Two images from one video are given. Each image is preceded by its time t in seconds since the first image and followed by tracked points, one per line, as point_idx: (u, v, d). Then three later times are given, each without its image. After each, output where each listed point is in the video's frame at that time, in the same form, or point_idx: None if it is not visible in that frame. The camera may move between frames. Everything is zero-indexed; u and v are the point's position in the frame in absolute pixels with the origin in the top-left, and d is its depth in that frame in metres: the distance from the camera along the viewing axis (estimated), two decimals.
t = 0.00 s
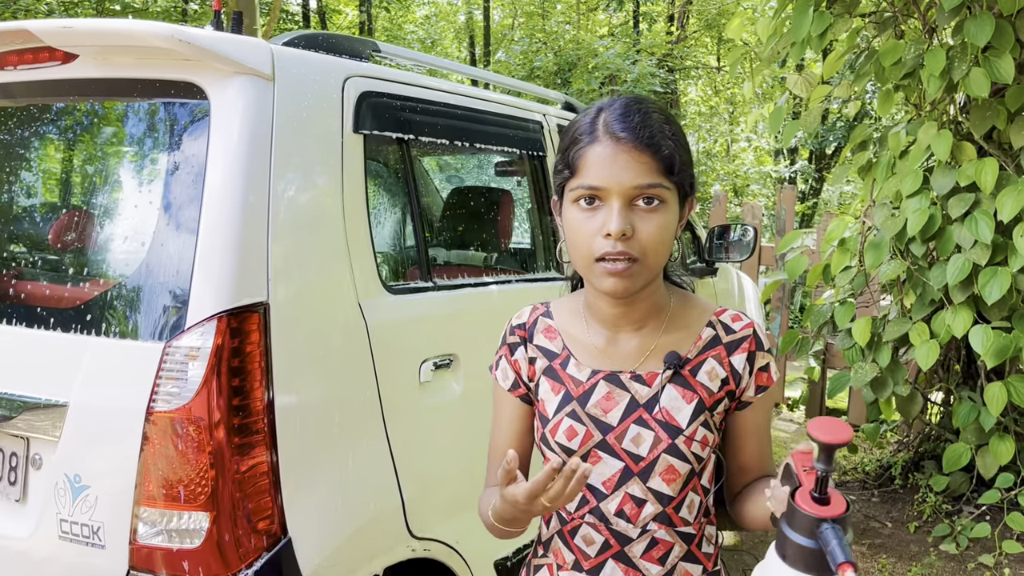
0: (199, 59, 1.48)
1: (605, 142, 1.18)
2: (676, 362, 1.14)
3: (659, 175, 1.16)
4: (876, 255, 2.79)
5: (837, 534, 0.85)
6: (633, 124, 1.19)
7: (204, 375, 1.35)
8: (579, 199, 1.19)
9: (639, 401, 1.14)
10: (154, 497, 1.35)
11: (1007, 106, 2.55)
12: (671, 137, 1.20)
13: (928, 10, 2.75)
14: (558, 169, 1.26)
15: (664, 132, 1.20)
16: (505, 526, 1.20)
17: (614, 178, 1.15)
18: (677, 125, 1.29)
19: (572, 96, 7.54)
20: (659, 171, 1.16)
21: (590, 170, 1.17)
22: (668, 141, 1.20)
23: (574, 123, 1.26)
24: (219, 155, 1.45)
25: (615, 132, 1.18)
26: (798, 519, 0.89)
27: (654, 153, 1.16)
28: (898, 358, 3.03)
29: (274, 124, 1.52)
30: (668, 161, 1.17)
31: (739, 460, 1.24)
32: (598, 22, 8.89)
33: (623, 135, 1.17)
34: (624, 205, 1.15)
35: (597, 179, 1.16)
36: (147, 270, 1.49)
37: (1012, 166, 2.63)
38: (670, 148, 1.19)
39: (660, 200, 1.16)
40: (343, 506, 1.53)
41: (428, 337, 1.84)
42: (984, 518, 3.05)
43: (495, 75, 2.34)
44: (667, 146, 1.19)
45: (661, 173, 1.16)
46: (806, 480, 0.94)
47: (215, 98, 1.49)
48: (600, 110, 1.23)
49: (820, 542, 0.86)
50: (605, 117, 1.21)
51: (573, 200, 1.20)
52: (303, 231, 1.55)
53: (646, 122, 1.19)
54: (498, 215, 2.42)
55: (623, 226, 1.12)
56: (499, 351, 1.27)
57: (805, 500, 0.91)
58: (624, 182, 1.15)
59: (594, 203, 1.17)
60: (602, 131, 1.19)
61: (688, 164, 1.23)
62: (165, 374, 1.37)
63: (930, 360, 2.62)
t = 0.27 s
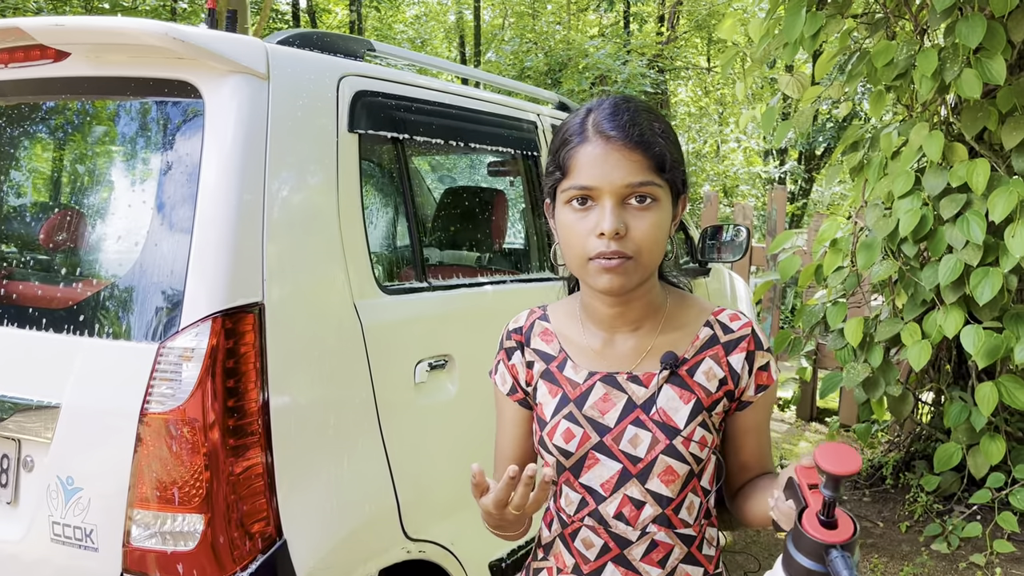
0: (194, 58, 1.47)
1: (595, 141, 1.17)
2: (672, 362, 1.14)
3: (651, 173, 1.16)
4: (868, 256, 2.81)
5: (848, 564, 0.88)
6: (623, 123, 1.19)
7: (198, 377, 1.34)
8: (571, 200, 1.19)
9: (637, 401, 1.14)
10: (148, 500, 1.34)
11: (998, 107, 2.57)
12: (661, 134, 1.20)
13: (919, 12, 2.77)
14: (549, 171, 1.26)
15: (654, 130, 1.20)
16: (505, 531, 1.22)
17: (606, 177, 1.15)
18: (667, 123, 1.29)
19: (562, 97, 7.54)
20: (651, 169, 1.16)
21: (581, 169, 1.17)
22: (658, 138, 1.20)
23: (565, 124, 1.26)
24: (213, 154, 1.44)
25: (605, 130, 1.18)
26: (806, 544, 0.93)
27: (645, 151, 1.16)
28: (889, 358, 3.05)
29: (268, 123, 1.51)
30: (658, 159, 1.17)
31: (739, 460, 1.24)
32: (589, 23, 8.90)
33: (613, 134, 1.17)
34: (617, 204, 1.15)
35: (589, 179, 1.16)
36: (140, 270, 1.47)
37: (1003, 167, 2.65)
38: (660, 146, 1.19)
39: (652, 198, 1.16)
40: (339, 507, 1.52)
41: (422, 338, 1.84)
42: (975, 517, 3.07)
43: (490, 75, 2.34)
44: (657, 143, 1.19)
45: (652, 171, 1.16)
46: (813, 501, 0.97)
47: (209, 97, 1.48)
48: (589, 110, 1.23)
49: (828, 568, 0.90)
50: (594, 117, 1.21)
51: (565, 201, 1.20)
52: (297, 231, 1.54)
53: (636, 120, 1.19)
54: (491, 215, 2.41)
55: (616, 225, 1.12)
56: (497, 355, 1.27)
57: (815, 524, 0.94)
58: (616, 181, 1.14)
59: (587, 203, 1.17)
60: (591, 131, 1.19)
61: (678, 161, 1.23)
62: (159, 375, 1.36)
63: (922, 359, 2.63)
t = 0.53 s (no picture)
0: (190, 56, 1.46)
1: (602, 140, 1.18)
2: (676, 366, 1.14)
3: (657, 172, 1.16)
4: (863, 257, 2.82)
5: (818, 559, 0.89)
6: (629, 122, 1.19)
7: (194, 378, 1.33)
8: (576, 200, 1.19)
9: (639, 405, 1.14)
10: (143, 501, 1.33)
11: (991, 108, 2.59)
12: (667, 135, 1.21)
13: (913, 13, 2.78)
14: (553, 171, 1.26)
15: (660, 130, 1.20)
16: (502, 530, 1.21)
17: (613, 177, 1.15)
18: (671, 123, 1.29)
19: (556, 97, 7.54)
20: (656, 168, 1.16)
21: (587, 169, 1.17)
22: (664, 138, 1.20)
23: (569, 124, 1.27)
24: (209, 154, 1.43)
25: (611, 130, 1.18)
26: (786, 538, 0.94)
27: (651, 150, 1.17)
28: (882, 358, 3.06)
29: (265, 123, 1.51)
30: (664, 159, 1.18)
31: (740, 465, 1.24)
32: (582, 24, 8.91)
33: (620, 133, 1.17)
34: (623, 204, 1.15)
35: (595, 178, 1.16)
36: (136, 270, 1.46)
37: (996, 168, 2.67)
38: (666, 145, 1.20)
39: (659, 199, 1.16)
40: (335, 509, 1.52)
41: (419, 339, 1.83)
42: (968, 517, 3.09)
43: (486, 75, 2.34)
44: (663, 142, 1.19)
45: (659, 171, 1.16)
46: (799, 496, 0.97)
47: (206, 96, 1.48)
48: (594, 110, 1.24)
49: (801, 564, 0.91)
50: (600, 116, 1.22)
51: (571, 201, 1.20)
52: (293, 232, 1.54)
53: (642, 120, 1.20)
54: (487, 215, 2.41)
55: (624, 225, 1.12)
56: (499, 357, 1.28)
57: (798, 520, 0.94)
58: (623, 182, 1.15)
59: (593, 203, 1.17)
60: (598, 130, 1.19)
61: (683, 162, 1.24)
62: (154, 375, 1.35)
63: (915, 360, 2.64)
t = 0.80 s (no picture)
0: (182, 56, 1.45)
1: (598, 146, 1.18)
2: (675, 367, 1.14)
3: (655, 177, 1.17)
4: (856, 258, 2.82)
5: (808, 543, 0.90)
6: (625, 128, 1.19)
7: (186, 380, 1.33)
8: (574, 206, 1.19)
9: (639, 406, 1.14)
10: (134, 503, 1.32)
11: (983, 111, 2.60)
12: (663, 139, 1.21)
13: (906, 16, 2.79)
14: (550, 177, 1.26)
15: (656, 134, 1.21)
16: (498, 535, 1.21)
17: (610, 182, 1.15)
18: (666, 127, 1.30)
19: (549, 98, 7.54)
20: (654, 173, 1.17)
21: (585, 175, 1.17)
22: (660, 142, 1.20)
23: (565, 129, 1.27)
24: (202, 155, 1.43)
25: (608, 136, 1.18)
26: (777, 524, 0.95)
27: (648, 155, 1.17)
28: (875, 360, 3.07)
29: (258, 124, 1.50)
30: (661, 163, 1.18)
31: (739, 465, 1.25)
32: (575, 25, 8.92)
33: (616, 139, 1.17)
34: (622, 209, 1.15)
35: (593, 184, 1.16)
36: (127, 271, 1.46)
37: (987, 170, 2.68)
38: (662, 149, 1.20)
39: (656, 203, 1.16)
40: (328, 511, 1.51)
41: (412, 341, 1.83)
42: (959, 518, 3.10)
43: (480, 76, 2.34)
44: (659, 147, 1.20)
45: (656, 176, 1.16)
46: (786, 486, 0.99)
47: (198, 97, 1.47)
48: (589, 115, 1.24)
49: (795, 550, 0.92)
50: (595, 122, 1.22)
51: (569, 207, 1.20)
52: (286, 234, 1.53)
53: (638, 126, 1.20)
54: (480, 216, 2.41)
55: (623, 230, 1.12)
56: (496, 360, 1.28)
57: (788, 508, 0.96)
58: (621, 187, 1.15)
59: (591, 209, 1.18)
60: (594, 136, 1.19)
61: (679, 165, 1.25)
62: (146, 377, 1.34)
63: (908, 361, 2.65)
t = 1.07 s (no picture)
0: (173, 56, 1.45)
1: (595, 144, 1.18)
2: (672, 362, 1.15)
3: (650, 175, 1.17)
4: (847, 260, 2.83)
5: (821, 527, 0.85)
6: (622, 126, 1.19)
7: (177, 380, 1.32)
8: (570, 204, 1.19)
9: (637, 401, 1.15)
10: (123, 504, 1.32)
11: (974, 113, 2.62)
12: (659, 138, 1.22)
13: (897, 18, 2.80)
14: (547, 175, 1.26)
15: (652, 133, 1.21)
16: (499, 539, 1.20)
17: (607, 180, 1.15)
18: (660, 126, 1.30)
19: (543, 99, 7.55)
20: (650, 172, 1.17)
21: (582, 173, 1.17)
22: (656, 141, 1.21)
23: (561, 128, 1.27)
24: (193, 154, 1.43)
25: (605, 134, 1.18)
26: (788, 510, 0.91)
27: (644, 153, 1.18)
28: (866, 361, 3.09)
29: (249, 124, 1.50)
30: (657, 162, 1.19)
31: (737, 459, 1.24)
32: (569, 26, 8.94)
33: (613, 137, 1.18)
34: (619, 207, 1.15)
35: (590, 183, 1.16)
36: (118, 271, 1.45)
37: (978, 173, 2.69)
38: (657, 147, 1.21)
39: (652, 201, 1.17)
40: (319, 512, 1.51)
41: (403, 341, 1.83)
42: (950, 519, 3.11)
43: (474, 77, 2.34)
44: (655, 145, 1.20)
45: (652, 174, 1.17)
46: (798, 476, 0.96)
47: (189, 96, 1.47)
48: (585, 114, 1.24)
49: (804, 537, 0.88)
50: (592, 120, 1.22)
51: (565, 205, 1.20)
52: (276, 234, 1.53)
53: (635, 124, 1.21)
54: (473, 216, 2.41)
55: (620, 228, 1.12)
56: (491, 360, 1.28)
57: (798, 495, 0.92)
58: (619, 185, 1.15)
59: (588, 207, 1.18)
60: (591, 134, 1.19)
61: (674, 164, 1.25)
62: (136, 378, 1.34)
63: (899, 362, 2.67)
